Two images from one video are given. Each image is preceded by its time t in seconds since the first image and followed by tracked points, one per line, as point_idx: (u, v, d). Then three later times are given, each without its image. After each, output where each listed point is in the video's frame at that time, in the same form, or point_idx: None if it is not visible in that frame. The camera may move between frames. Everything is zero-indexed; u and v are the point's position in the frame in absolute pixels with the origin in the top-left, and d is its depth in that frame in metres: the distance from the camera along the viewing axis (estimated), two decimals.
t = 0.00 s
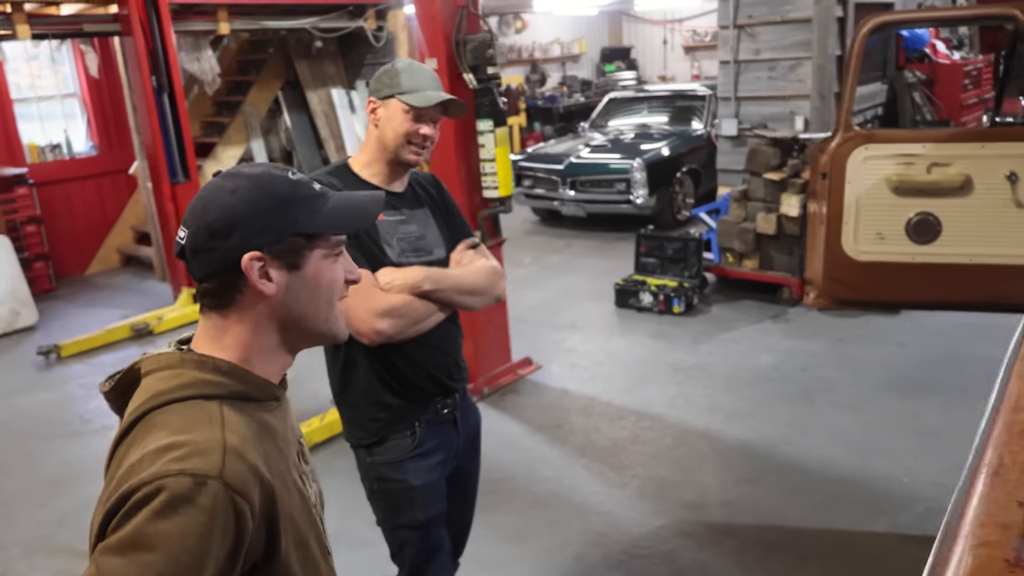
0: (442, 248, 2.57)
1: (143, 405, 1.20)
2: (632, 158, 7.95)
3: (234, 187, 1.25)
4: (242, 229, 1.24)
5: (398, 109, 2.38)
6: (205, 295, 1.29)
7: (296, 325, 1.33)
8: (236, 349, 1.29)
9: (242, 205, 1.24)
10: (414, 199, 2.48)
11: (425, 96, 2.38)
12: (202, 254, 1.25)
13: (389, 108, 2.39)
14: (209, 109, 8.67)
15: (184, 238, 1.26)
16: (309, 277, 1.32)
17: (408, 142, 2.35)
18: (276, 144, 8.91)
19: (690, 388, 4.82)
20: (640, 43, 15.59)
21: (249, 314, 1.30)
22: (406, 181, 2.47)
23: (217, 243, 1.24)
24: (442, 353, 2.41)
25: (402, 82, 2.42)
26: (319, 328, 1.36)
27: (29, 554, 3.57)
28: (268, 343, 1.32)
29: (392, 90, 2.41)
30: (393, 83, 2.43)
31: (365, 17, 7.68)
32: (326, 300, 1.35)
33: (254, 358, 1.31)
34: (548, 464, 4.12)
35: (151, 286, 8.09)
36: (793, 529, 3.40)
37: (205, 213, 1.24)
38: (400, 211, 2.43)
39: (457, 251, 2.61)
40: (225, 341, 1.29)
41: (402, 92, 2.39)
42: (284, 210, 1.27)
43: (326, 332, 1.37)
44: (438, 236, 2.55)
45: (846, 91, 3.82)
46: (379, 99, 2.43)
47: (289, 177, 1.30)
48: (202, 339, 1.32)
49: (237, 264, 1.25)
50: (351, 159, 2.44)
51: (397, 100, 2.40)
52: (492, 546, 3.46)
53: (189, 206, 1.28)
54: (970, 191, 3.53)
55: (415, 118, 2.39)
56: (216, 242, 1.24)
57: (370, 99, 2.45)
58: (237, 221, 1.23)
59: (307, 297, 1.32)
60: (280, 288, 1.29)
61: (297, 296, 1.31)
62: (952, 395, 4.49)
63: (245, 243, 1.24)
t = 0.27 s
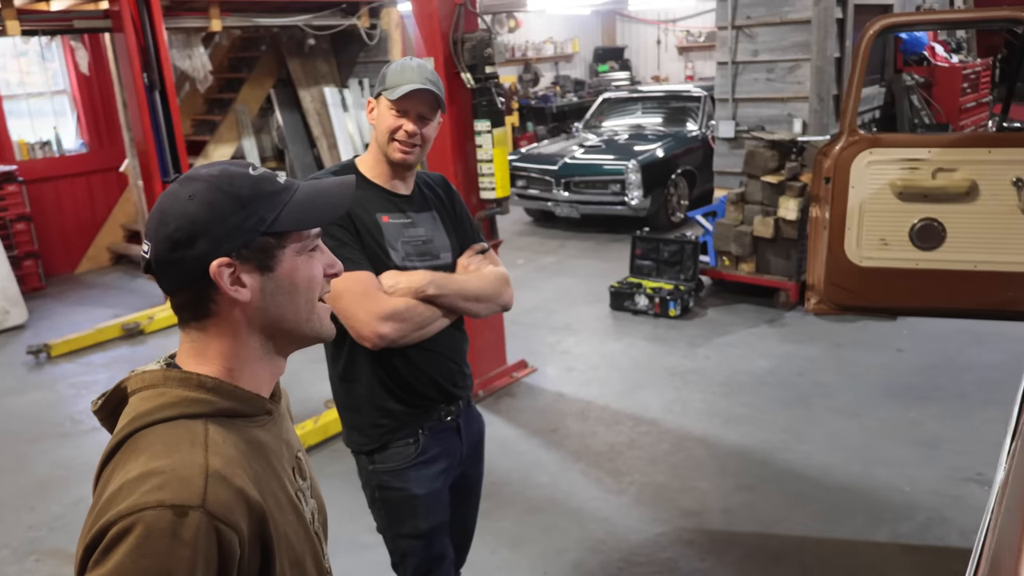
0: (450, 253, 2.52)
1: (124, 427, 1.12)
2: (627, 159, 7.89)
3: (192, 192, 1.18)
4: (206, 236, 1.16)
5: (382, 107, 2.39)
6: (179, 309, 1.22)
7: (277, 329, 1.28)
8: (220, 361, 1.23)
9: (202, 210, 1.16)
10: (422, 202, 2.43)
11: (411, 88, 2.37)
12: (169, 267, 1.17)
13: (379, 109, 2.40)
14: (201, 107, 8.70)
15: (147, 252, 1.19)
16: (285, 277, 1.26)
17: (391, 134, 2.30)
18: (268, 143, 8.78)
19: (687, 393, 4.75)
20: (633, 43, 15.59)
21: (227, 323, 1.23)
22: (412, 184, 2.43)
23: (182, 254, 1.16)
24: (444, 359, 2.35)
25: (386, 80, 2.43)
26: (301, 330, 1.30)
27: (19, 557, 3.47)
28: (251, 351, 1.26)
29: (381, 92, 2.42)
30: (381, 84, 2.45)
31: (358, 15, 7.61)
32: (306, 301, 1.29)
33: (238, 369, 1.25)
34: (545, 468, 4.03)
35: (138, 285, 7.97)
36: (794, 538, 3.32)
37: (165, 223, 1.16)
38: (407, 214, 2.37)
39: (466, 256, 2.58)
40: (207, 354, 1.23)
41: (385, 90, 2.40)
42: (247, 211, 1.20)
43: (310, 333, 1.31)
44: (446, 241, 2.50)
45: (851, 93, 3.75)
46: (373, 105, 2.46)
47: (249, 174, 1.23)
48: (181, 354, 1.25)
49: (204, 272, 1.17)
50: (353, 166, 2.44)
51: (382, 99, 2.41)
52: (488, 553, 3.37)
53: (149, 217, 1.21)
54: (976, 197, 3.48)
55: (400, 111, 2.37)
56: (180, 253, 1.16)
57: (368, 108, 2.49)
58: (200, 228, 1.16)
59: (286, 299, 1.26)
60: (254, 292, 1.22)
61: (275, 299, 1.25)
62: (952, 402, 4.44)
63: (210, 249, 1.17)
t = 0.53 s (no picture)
0: (452, 256, 2.45)
1: (97, 448, 1.06)
2: (624, 159, 7.84)
3: (154, 201, 1.11)
4: (170, 248, 1.10)
5: (383, 108, 2.33)
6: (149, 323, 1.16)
7: (255, 342, 1.22)
8: (194, 377, 1.18)
9: (164, 220, 1.10)
10: (424, 203, 2.36)
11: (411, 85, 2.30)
12: (134, 281, 1.12)
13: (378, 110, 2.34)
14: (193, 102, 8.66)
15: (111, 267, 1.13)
16: (259, 288, 1.19)
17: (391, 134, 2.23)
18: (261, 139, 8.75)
19: (684, 396, 4.70)
20: (629, 42, 15.56)
21: (200, 337, 1.17)
22: (415, 184, 2.36)
23: (146, 267, 1.11)
24: (448, 364, 2.29)
25: (386, 79, 2.36)
26: (280, 340, 1.24)
27: (8, 559, 3.39)
28: (228, 365, 1.21)
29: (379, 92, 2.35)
30: (380, 83, 2.38)
31: (353, 11, 7.52)
32: (285, 310, 1.23)
33: (216, 382, 1.20)
34: (541, 472, 3.97)
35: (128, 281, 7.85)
36: (794, 546, 3.27)
37: (128, 235, 1.10)
38: (409, 216, 2.30)
39: (469, 257, 2.51)
40: (183, 370, 1.18)
41: (385, 89, 2.33)
42: (213, 219, 1.13)
43: (290, 344, 1.25)
44: (448, 243, 2.43)
45: (856, 96, 3.71)
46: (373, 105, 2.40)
47: (215, 178, 1.16)
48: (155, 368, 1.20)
49: (171, 285, 1.12)
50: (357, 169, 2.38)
51: (383, 99, 2.35)
52: (483, 558, 3.30)
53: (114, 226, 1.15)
54: (980, 202, 3.44)
55: (401, 112, 2.31)
56: (144, 266, 1.11)
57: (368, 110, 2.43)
58: (162, 239, 1.10)
59: (261, 310, 1.20)
60: (225, 305, 1.17)
61: (249, 311, 1.19)
62: (951, 407, 4.40)
63: (176, 261, 1.11)
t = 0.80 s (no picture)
0: (463, 252, 2.39)
1: (82, 472, 1.02)
2: (629, 151, 7.78)
3: (122, 202, 1.04)
4: (147, 249, 1.04)
5: (399, 104, 2.22)
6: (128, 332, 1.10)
7: (243, 341, 1.16)
8: (179, 383, 1.12)
9: (136, 222, 1.03)
10: (434, 198, 2.30)
11: (438, 84, 2.23)
12: (109, 289, 1.05)
13: (392, 103, 2.24)
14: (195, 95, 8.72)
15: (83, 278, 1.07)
16: (243, 284, 1.14)
17: (414, 133, 2.17)
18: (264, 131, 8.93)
19: (694, 391, 4.64)
20: (633, 32, 15.46)
21: (183, 341, 1.11)
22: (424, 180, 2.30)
23: (120, 272, 1.04)
24: (458, 363, 2.23)
25: (402, 74, 2.26)
26: (267, 337, 1.18)
27: (16, 559, 3.34)
28: (216, 368, 1.15)
29: (395, 83, 2.26)
30: (394, 76, 2.27)
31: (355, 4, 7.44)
32: (272, 306, 1.18)
33: (201, 387, 1.14)
34: (550, 469, 3.91)
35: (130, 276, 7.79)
36: (809, 544, 3.21)
37: (96, 242, 1.03)
38: (418, 211, 2.25)
39: (480, 254, 2.44)
40: (166, 380, 1.12)
41: (403, 86, 2.24)
42: (188, 217, 1.07)
43: (279, 340, 1.20)
44: (460, 239, 2.37)
45: (871, 85, 3.64)
46: (383, 93, 2.29)
47: (185, 173, 1.09)
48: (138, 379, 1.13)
49: (151, 288, 1.06)
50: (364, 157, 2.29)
51: (399, 95, 2.24)
52: (493, 558, 3.25)
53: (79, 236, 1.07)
54: (999, 193, 3.37)
55: (420, 112, 2.22)
56: (119, 271, 1.04)
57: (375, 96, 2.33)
58: (137, 241, 1.03)
59: (247, 306, 1.15)
60: (210, 304, 1.11)
61: (234, 309, 1.14)
62: (965, 402, 4.34)
63: (154, 264, 1.04)
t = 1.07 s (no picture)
0: (467, 252, 2.38)
1: (38, 508, 0.98)
2: (629, 147, 7.79)
3: (105, 193, 1.00)
4: (128, 245, 1.00)
5: (412, 109, 2.18)
6: (97, 332, 1.04)
7: (217, 351, 1.12)
8: (146, 390, 1.07)
9: (119, 214, 0.99)
10: (438, 198, 2.30)
11: (457, 88, 2.19)
12: (81, 284, 1.00)
13: (405, 105, 2.20)
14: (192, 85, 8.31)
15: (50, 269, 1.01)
16: (224, 291, 1.10)
17: (430, 141, 2.17)
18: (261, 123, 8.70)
19: (694, 389, 4.65)
20: (633, 28, 15.45)
21: (157, 345, 1.06)
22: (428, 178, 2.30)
23: (95, 267, 0.99)
24: (462, 365, 2.23)
25: (415, 77, 2.21)
26: (241, 352, 1.14)
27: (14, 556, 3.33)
28: (187, 377, 1.10)
29: (407, 84, 2.20)
30: (406, 77, 2.22)
31: None
32: (250, 316, 1.15)
33: (170, 395, 1.09)
34: (552, 467, 3.92)
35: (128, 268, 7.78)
36: (811, 545, 3.23)
37: (74, 233, 0.98)
38: (422, 211, 2.24)
39: (485, 255, 2.42)
40: (133, 390, 1.07)
41: (417, 89, 2.20)
42: (172, 215, 1.03)
43: (255, 352, 1.16)
44: (464, 239, 2.36)
45: (876, 86, 3.66)
46: (393, 92, 2.24)
47: (173, 172, 1.06)
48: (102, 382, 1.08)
49: (128, 286, 1.01)
50: (369, 152, 2.29)
51: (411, 98, 2.20)
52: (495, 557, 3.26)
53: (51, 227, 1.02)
54: (1002, 194, 3.39)
55: (434, 118, 2.18)
56: (94, 265, 0.99)
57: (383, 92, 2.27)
58: (118, 235, 0.99)
59: (226, 314, 1.11)
60: (187, 308, 1.07)
61: (211, 316, 1.10)
62: (965, 401, 4.36)
63: (132, 260, 1.00)
